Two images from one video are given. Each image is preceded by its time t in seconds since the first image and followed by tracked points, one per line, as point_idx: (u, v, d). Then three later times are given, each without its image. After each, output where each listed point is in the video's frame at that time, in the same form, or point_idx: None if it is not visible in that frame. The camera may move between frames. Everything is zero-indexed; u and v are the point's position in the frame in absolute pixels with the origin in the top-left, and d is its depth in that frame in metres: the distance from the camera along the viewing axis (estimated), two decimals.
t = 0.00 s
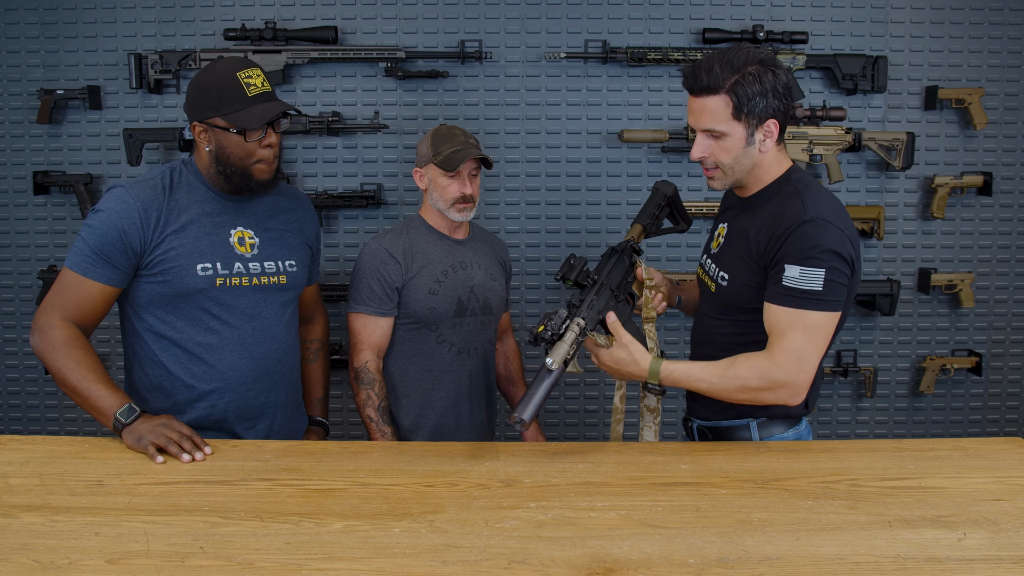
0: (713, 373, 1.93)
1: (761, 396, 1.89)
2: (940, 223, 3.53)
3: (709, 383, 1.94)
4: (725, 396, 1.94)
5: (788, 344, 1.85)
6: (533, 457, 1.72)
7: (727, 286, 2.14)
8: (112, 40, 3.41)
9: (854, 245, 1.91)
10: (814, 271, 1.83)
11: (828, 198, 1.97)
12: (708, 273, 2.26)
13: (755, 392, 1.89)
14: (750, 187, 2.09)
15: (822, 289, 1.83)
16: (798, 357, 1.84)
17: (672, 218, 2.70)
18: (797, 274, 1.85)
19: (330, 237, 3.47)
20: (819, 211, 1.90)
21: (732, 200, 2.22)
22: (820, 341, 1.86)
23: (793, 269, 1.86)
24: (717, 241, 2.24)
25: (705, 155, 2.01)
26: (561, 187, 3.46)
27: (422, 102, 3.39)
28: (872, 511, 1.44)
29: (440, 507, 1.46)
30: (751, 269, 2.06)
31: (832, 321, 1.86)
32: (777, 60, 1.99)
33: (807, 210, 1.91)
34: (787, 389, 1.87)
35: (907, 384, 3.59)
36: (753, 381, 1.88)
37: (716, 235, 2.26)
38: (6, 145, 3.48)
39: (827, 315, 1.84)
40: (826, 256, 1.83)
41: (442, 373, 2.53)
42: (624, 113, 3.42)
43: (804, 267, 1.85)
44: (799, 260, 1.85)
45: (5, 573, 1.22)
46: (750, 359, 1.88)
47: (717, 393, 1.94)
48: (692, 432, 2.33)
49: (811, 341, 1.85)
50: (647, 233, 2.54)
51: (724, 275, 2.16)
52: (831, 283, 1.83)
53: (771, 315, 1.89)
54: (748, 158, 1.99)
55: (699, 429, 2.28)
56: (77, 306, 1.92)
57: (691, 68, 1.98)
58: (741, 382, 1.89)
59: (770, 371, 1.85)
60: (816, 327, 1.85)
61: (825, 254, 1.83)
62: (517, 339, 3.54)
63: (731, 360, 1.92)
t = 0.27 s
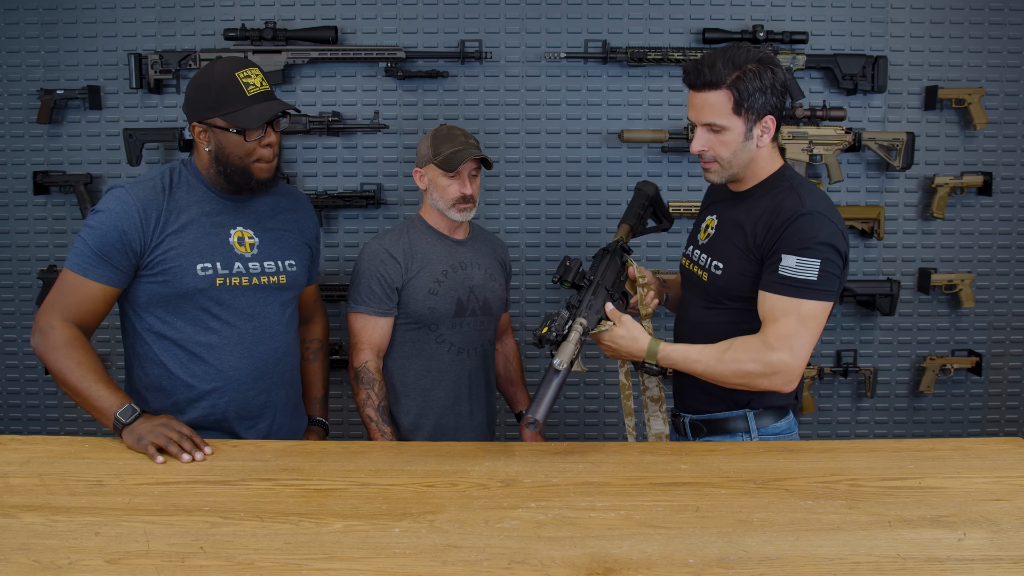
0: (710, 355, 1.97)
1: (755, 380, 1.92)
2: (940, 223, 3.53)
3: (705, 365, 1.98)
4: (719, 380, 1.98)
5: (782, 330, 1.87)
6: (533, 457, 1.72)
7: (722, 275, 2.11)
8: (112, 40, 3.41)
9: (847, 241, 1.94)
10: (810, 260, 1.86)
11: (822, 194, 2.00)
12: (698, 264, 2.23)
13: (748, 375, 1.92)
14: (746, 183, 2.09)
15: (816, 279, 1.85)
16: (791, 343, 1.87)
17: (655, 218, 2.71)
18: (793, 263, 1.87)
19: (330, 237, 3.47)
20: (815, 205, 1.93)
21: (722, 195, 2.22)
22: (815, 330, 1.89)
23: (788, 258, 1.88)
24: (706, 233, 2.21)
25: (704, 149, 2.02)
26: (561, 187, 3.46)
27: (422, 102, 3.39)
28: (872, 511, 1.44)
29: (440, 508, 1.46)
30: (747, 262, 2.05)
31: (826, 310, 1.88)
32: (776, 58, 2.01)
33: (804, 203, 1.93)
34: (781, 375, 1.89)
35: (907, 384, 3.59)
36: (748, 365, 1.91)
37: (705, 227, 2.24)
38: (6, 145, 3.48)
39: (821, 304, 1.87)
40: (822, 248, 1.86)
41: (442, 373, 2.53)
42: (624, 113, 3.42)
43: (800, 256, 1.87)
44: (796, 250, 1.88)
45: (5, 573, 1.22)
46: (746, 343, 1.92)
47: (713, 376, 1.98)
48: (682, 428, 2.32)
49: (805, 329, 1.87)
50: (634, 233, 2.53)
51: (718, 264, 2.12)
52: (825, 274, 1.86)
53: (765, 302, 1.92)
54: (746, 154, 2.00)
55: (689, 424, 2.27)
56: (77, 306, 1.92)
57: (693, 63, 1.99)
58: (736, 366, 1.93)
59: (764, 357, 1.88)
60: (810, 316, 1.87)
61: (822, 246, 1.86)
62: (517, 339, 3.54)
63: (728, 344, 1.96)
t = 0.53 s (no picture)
0: (722, 345, 1.94)
1: (768, 370, 1.90)
2: (940, 223, 3.53)
3: (717, 357, 1.94)
4: (730, 371, 1.95)
5: (793, 317, 1.87)
6: (533, 457, 1.72)
7: (727, 271, 2.08)
8: (112, 40, 3.41)
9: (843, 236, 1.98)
10: (816, 251, 1.88)
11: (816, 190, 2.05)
12: (696, 263, 2.19)
13: (762, 365, 1.89)
14: (738, 179, 2.10)
15: (823, 268, 1.87)
16: (802, 331, 1.87)
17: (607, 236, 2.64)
18: (801, 253, 1.88)
19: (330, 237, 3.47)
20: (816, 199, 1.96)
21: (712, 196, 2.21)
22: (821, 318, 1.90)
23: (794, 248, 1.89)
24: (702, 232, 2.19)
25: (695, 149, 2.03)
26: (561, 187, 3.46)
27: (422, 102, 3.39)
28: (872, 511, 1.44)
29: (440, 508, 1.46)
30: (752, 257, 2.04)
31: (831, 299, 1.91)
32: (758, 57, 2.03)
33: (804, 197, 1.96)
34: (793, 363, 1.88)
35: (907, 384, 3.59)
36: (762, 355, 1.88)
37: (699, 227, 2.21)
38: (6, 145, 3.48)
39: (826, 293, 1.88)
40: (826, 240, 1.89)
41: (442, 374, 2.53)
42: (624, 113, 3.42)
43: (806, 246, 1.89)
44: (803, 240, 1.89)
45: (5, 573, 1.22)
46: (759, 333, 1.90)
47: (724, 368, 1.94)
48: (686, 424, 2.28)
49: (813, 317, 1.88)
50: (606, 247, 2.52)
51: (723, 260, 2.09)
52: (831, 264, 1.88)
53: (776, 291, 1.91)
54: (737, 150, 2.01)
55: (695, 419, 2.23)
56: (78, 306, 1.92)
57: (679, 67, 2.01)
58: (750, 356, 1.90)
59: (778, 345, 1.87)
60: (818, 303, 1.89)
61: (826, 237, 1.89)
62: (517, 339, 3.54)
63: (739, 335, 1.93)
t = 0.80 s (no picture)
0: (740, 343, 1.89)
1: (786, 364, 1.88)
2: (940, 223, 3.53)
3: (736, 357, 1.90)
4: (748, 369, 1.91)
5: (807, 312, 1.88)
6: (534, 457, 1.72)
7: (739, 268, 2.05)
8: (112, 40, 3.41)
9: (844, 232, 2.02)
10: (828, 246, 1.89)
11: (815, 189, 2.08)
12: (703, 262, 2.15)
13: (780, 360, 1.87)
14: (740, 179, 2.10)
15: (834, 262, 1.89)
16: (815, 324, 1.87)
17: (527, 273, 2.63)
18: (813, 248, 1.89)
19: (330, 237, 3.47)
20: (821, 196, 1.99)
21: (711, 197, 2.20)
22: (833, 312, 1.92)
23: (806, 243, 1.90)
24: (706, 231, 2.16)
25: (697, 150, 2.02)
26: (561, 187, 3.46)
27: (422, 102, 3.39)
28: (872, 511, 1.44)
29: (440, 508, 1.46)
30: (763, 254, 2.02)
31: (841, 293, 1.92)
32: (757, 57, 2.04)
33: (812, 194, 1.98)
34: (807, 356, 1.88)
35: (907, 384, 3.59)
36: (781, 351, 1.86)
37: (701, 227, 2.18)
38: (6, 145, 3.48)
39: (837, 287, 1.89)
40: (837, 235, 1.90)
41: (442, 374, 2.53)
42: (624, 113, 3.42)
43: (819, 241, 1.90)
44: (815, 235, 1.90)
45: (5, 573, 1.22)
46: (775, 330, 1.87)
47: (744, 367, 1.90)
48: (694, 424, 2.26)
49: (824, 310, 1.89)
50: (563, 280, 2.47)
51: (734, 257, 2.06)
52: (842, 258, 1.90)
53: (790, 286, 1.91)
54: (739, 149, 2.01)
55: (706, 420, 2.21)
56: (78, 306, 1.93)
57: (679, 69, 2.02)
58: (768, 353, 1.87)
59: (795, 340, 1.85)
60: (830, 298, 1.89)
61: (837, 232, 1.91)
62: (517, 339, 3.53)
63: (755, 333, 1.90)
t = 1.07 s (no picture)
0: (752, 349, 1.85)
1: (799, 369, 1.85)
2: (940, 223, 3.53)
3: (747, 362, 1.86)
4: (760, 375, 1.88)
5: (817, 316, 1.87)
6: (534, 457, 1.72)
7: (749, 271, 2.05)
8: (112, 40, 3.41)
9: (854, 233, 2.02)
10: (840, 247, 1.89)
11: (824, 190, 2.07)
12: (711, 264, 2.14)
13: (792, 365, 1.84)
14: (749, 180, 2.10)
15: (845, 265, 1.88)
16: (826, 329, 1.86)
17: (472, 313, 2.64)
18: (825, 250, 1.90)
19: (330, 237, 3.47)
20: (831, 197, 1.98)
21: (717, 198, 2.20)
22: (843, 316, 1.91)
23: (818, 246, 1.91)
24: (714, 233, 2.15)
25: (705, 151, 2.03)
26: (561, 187, 3.46)
27: (422, 102, 3.39)
28: (872, 511, 1.44)
29: (440, 507, 1.46)
30: (773, 256, 2.02)
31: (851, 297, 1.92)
32: (764, 57, 2.04)
33: (822, 196, 1.98)
34: (819, 361, 1.86)
35: (907, 384, 3.59)
36: (793, 355, 1.83)
37: (708, 228, 2.18)
38: (6, 144, 3.48)
39: (848, 290, 1.89)
40: (849, 236, 1.90)
41: (442, 375, 2.53)
42: (624, 113, 3.42)
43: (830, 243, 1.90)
44: (826, 237, 1.90)
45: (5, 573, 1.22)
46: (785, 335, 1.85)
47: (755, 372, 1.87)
48: (700, 430, 2.25)
49: (835, 315, 1.88)
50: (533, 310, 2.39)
51: (743, 259, 2.06)
52: (854, 261, 1.89)
53: (801, 290, 1.90)
54: (747, 150, 2.01)
55: (712, 426, 2.21)
56: (78, 306, 1.93)
57: (685, 71, 2.02)
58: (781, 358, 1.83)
59: (807, 345, 1.83)
60: (840, 301, 1.89)
61: (848, 234, 1.90)
62: (517, 339, 3.53)
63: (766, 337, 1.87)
